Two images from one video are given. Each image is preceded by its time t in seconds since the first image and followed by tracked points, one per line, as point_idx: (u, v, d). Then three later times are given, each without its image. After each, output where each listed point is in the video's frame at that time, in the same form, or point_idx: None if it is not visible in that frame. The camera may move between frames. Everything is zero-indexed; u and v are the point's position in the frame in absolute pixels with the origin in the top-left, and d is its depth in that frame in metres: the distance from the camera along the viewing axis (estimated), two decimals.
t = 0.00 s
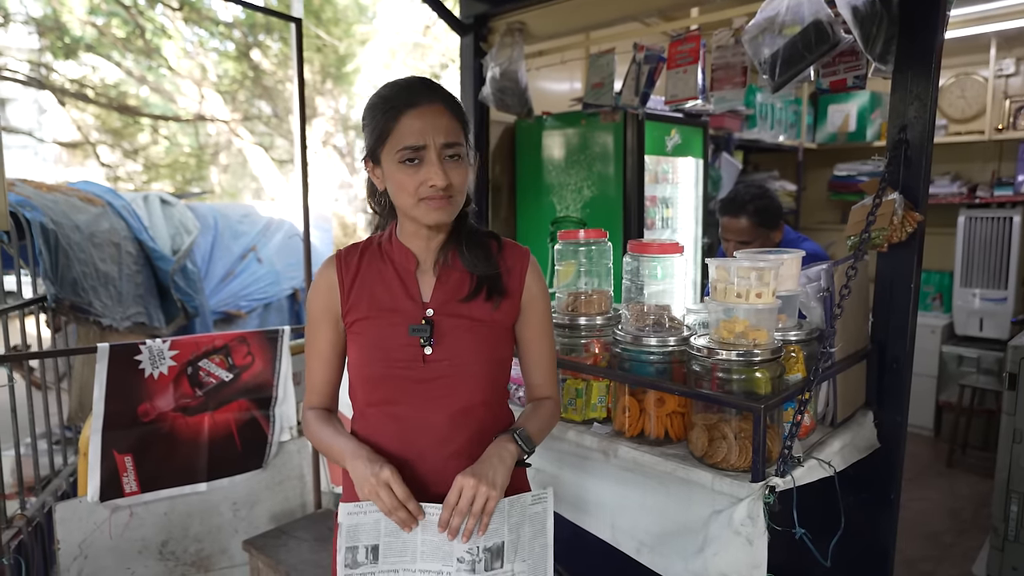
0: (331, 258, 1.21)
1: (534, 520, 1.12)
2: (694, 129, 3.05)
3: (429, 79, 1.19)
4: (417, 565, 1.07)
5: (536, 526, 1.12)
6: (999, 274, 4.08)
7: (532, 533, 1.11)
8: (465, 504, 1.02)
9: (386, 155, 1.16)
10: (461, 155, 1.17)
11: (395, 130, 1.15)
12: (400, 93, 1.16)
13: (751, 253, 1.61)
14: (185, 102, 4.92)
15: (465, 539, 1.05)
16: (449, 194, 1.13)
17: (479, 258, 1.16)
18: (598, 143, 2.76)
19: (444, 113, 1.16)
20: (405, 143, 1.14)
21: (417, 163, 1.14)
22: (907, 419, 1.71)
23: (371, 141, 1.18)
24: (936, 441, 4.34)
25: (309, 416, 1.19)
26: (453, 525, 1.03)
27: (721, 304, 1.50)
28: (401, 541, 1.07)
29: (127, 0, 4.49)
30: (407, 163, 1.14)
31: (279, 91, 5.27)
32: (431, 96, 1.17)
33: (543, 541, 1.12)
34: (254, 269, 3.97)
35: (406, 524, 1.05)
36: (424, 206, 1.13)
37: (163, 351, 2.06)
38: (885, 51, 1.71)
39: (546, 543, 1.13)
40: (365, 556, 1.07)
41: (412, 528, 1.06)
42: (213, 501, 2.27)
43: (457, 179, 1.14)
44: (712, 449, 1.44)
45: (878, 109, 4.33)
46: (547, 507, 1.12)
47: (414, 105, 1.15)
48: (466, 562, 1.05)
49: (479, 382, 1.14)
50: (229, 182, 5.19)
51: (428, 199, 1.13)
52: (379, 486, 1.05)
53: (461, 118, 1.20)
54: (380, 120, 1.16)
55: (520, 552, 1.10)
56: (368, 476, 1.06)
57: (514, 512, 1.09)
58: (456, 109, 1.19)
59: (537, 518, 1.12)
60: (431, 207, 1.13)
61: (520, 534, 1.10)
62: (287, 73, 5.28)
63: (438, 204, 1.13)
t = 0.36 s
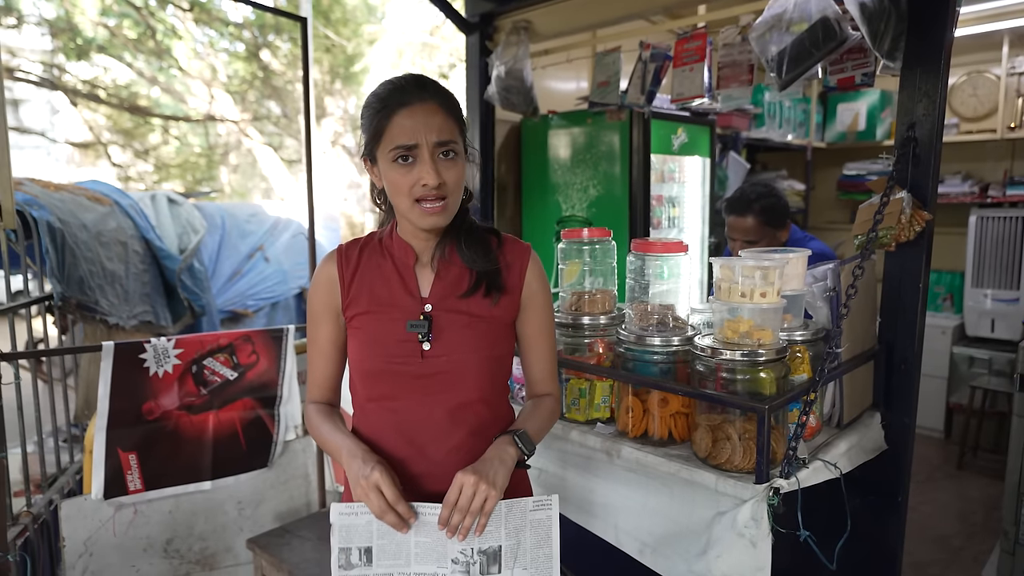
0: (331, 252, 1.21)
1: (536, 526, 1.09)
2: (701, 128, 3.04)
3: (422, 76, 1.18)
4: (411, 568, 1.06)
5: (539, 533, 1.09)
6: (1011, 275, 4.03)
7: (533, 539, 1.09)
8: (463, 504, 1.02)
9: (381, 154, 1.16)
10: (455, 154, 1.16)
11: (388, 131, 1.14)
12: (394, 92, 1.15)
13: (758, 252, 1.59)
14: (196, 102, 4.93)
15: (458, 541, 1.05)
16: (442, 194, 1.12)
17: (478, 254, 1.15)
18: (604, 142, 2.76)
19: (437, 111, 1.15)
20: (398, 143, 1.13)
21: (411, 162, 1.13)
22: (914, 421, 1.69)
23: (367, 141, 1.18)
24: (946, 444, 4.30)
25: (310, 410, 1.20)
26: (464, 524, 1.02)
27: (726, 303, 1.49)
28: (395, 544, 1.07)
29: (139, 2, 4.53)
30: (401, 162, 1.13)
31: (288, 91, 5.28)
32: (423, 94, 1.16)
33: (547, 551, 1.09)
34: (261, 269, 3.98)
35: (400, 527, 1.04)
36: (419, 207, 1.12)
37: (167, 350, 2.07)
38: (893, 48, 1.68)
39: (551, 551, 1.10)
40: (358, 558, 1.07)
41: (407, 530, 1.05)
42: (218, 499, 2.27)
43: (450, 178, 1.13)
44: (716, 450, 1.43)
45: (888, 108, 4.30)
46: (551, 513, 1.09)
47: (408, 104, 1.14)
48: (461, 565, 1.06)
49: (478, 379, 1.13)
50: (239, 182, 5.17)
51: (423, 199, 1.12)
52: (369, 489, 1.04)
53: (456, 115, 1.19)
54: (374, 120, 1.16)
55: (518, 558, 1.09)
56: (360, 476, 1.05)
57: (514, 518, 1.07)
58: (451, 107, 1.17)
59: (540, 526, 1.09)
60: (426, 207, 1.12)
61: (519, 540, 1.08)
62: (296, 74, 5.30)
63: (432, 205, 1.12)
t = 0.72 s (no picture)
0: (332, 250, 1.20)
1: (544, 484, 1.12)
2: (709, 126, 3.02)
3: (435, 71, 1.18)
4: (422, 540, 1.06)
5: (547, 490, 1.12)
6: None
7: (542, 496, 1.12)
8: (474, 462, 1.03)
9: (390, 145, 1.15)
10: (465, 148, 1.16)
11: (399, 122, 1.14)
12: (408, 84, 1.15)
13: (766, 251, 1.57)
14: (206, 103, 4.95)
15: (467, 505, 1.07)
16: (452, 187, 1.12)
17: (481, 251, 1.15)
18: (612, 141, 2.73)
19: (450, 105, 1.15)
20: (410, 132, 1.13)
21: (422, 152, 1.13)
22: (924, 423, 1.67)
23: (376, 132, 1.17)
24: (958, 446, 4.26)
25: (311, 408, 1.19)
26: (471, 485, 1.03)
27: (733, 303, 1.47)
28: (403, 518, 1.06)
29: (150, 3, 4.59)
30: (411, 152, 1.13)
31: (297, 91, 5.26)
32: (437, 88, 1.16)
33: (557, 506, 1.12)
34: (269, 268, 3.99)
35: (413, 500, 1.03)
36: (427, 200, 1.12)
37: (175, 348, 2.08)
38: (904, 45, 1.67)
39: (560, 506, 1.13)
40: (366, 539, 1.04)
41: (419, 504, 1.04)
42: (224, 498, 2.27)
43: (460, 173, 1.13)
44: (722, 451, 1.42)
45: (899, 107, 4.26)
46: (558, 469, 1.13)
47: (421, 95, 1.14)
48: (472, 528, 1.08)
49: (479, 376, 1.13)
50: (250, 181, 5.16)
51: (432, 191, 1.12)
52: (383, 460, 1.03)
53: (467, 111, 1.19)
54: (385, 110, 1.15)
55: (529, 515, 1.11)
56: (374, 448, 1.04)
57: (520, 479, 1.10)
58: (462, 103, 1.17)
59: (548, 483, 1.12)
60: (435, 199, 1.12)
61: (529, 500, 1.11)
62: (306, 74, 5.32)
63: (440, 197, 1.12)
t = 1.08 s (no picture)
0: (326, 252, 1.19)
1: (547, 499, 1.10)
2: (716, 125, 3.01)
3: (455, 71, 1.21)
4: (419, 551, 1.06)
5: (550, 507, 1.10)
6: None
7: (545, 513, 1.10)
8: (480, 471, 1.04)
9: (404, 129, 1.14)
10: (477, 145, 1.17)
11: (419, 106, 1.14)
12: (429, 76, 1.16)
13: (771, 251, 1.56)
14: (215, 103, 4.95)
15: (466, 517, 1.06)
16: (463, 177, 1.12)
17: (480, 251, 1.16)
18: (618, 140, 2.72)
19: (468, 100, 1.17)
20: (429, 118, 1.13)
21: (437, 140, 1.13)
22: (933, 425, 1.65)
23: (390, 117, 1.16)
24: (967, 448, 4.22)
25: (303, 417, 1.18)
26: (474, 493, 1.04)
27: (738, 303, 1.46)
28: (401, 528, 1.06)
29: (159, 3, 4.58)
30: (427, 138, 1.13)
31: (304, 91, 5.23)
32: (459, 84, 1.18)
33: (559, 524, 1.10)
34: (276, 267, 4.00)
35: (432, 507, 1.04)
36: (435, 185, 1.11)
37: (180, 347, 2.08)
38: (912, 42, 1.66)
39: (564, 524, 1.11)
40: (363, 548, 1.05)
41: (438, 511, 1.05)
42: (229, 496, 2.27)
43: (473, 165, 1.13)
44: (727, 451, 1.40)
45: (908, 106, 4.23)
46: (561, 485, 1.11)
47: (444, 87, 1.16)
48: (470, 542, 1.07)
49: (479, 376, 1.13)
50: (258, 181, 5.20)
51: (441, 178, 1.11)
52: (396, 468, 1.03)
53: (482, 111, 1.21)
54: (403, 96, 1.15)
55: (530, 532, 1.09)
56: (384, 458, 1.04)
57: (522, 493, 1.09)
58: (479, 102, 1.20)
59: (552, 499, 1.10)
60: (444, 186, 1.11)
61: (530, 516, 1.09)
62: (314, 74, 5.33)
63: (450, 183, 1.11)
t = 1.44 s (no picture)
0: (327, 251, 1.19)
1: (536, 516, 1.09)
2: (721, 124, 2.99)
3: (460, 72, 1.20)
4: (401, 561, 1.07)
5: (538, 525, 1.09)
6: None
7: (533, 530, 1.09)
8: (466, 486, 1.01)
9: (406, 126, 1.14)
10: (479, 146, 1.15)
11: (421, 106, 1.14)
12: (434, 76, 1.17)
13: (776, 249, 1.55)
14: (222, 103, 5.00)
15: (451, 528, 1.06)
16: (458, 177, 1.12)
17: (482, 254, 1.15)
18: (624, 139, 2.70)
19: (472, 100, 1.16)
20: (431, 116, 1.13)
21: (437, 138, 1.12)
22: (940, 425, 1.63)
23: (396, 116, 1.17)
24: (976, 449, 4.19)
25: (301, 416, 1.19)
26: (459, 505, 1.02)
27: (743, 303, 1.45)
28: (384, 537, 1.06)
29: (166, 5, 4.52)
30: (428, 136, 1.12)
31: (310, 90, 5.25)
32: (463, 84, 1.17)
33: (547, 543, 1.09)
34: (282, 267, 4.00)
35: (414, 520, 1.03)
36: (433, 182, 1.11)
37: (185, 346, 2.09)
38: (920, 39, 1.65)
39: (551, 542, 1.10)
40: (344, 557, 1.04)
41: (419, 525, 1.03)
42: (234, 495, 2.28)
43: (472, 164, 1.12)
44: (731, 452, 1.39)
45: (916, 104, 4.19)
46: (552, 504, 1.09)
47: (447, 86, 1.15)
48: (453, 552, 1.07)
49: (477, 378, 1.12)
50: (265, 182, 5.30)
51: (439, 175, 1.11)
52: (381, 476, 1.02)
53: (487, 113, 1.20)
54: (408, 95, 1.15)
55: (516, 548, 1.09)
56: (369, 465, 1.04)
57: (510, 508, 1.08)
58: (484, 103, 1.19)
59: (540, 517, 1.09)
60: (440, 184, 1.11)
61: (517, 531, 1.08)
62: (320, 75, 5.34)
63: (446, 181, 1.11)
